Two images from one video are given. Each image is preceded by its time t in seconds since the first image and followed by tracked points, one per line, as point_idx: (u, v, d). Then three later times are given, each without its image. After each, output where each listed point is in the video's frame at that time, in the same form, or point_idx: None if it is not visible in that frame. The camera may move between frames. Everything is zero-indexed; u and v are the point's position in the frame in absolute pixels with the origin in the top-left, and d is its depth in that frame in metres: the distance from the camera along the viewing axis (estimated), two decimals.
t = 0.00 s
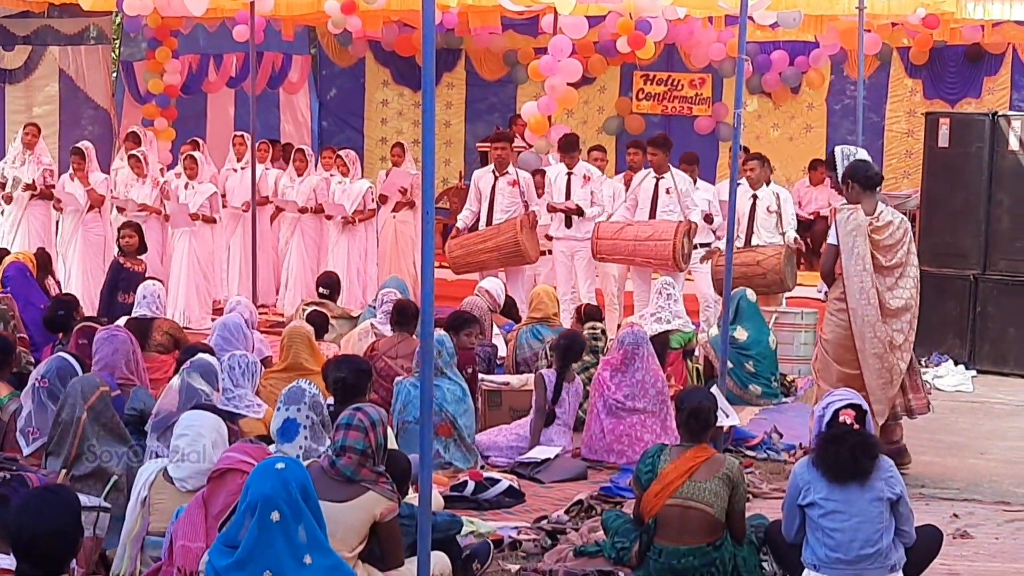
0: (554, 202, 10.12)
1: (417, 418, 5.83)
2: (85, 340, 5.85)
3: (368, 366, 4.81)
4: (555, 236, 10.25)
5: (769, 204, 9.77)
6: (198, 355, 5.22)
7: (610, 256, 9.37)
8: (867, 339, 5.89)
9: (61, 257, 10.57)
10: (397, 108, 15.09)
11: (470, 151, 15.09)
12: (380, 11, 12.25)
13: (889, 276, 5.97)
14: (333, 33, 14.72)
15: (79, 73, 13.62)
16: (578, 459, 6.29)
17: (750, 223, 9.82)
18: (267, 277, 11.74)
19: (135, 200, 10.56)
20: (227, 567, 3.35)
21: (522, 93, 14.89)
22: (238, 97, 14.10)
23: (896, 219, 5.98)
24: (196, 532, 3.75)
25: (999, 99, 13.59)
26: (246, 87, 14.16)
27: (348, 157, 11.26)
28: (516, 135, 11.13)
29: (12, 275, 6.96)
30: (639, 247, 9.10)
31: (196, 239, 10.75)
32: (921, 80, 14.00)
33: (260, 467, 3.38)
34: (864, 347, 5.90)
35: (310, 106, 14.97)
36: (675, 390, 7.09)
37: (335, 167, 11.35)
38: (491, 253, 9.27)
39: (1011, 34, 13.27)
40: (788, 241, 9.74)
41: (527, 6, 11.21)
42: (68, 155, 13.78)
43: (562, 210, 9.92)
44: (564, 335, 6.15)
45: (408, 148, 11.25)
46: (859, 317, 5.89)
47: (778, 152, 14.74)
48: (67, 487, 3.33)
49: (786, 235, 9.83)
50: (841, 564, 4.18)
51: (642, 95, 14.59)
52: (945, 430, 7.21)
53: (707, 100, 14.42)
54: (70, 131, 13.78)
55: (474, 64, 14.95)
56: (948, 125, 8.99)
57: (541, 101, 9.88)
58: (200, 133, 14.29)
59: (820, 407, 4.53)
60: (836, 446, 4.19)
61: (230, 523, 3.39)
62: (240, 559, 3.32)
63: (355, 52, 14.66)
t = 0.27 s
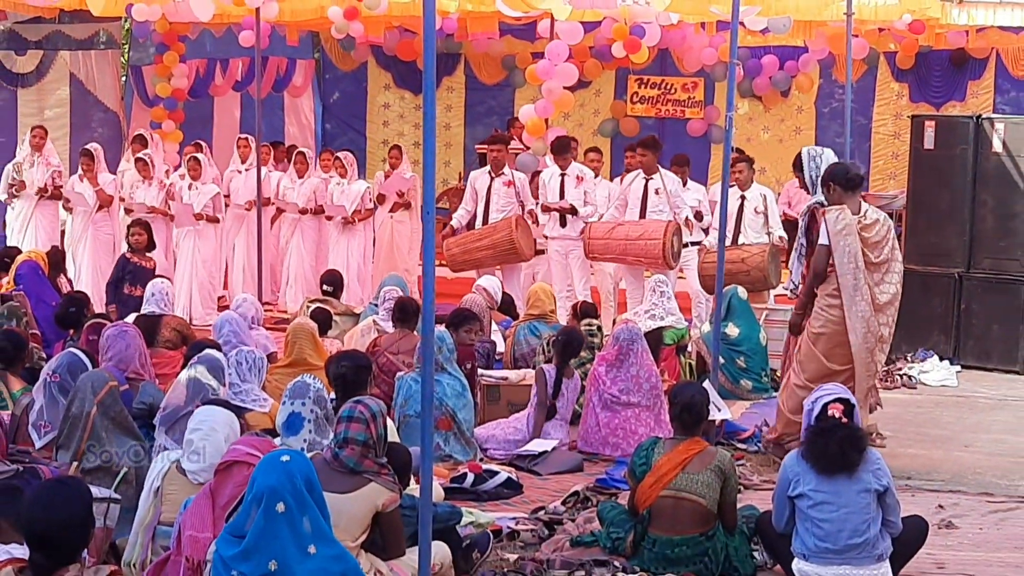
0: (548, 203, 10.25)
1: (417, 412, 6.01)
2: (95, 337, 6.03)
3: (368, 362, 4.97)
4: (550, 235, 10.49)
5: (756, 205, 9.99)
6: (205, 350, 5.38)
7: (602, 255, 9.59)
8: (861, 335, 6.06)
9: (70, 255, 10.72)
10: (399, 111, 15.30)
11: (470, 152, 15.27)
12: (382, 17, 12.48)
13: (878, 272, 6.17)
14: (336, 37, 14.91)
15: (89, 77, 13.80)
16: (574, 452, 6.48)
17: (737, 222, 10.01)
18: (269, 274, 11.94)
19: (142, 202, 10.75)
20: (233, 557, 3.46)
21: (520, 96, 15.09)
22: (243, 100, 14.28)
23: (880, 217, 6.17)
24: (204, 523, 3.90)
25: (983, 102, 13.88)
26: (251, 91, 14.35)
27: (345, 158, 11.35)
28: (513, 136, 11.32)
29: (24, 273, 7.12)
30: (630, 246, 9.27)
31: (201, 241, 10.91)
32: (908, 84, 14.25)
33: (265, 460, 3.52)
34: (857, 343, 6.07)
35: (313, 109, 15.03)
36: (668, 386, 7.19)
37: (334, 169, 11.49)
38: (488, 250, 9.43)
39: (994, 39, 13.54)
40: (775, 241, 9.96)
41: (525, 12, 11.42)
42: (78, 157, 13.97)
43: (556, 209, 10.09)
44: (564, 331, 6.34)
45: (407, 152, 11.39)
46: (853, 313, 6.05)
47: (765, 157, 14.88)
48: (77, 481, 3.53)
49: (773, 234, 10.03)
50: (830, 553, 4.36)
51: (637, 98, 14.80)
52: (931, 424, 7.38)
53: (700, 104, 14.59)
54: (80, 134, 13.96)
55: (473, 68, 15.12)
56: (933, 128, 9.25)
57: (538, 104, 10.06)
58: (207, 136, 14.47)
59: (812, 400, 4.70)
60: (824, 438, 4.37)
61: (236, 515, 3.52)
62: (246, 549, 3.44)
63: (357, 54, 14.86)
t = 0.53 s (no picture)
0: (546, 202, 10.44)
1: (419, 405, 6.21)
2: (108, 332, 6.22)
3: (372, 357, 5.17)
4: (548, 235, 10.69)
5: (746, 204, 10.22)
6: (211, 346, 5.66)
7: (599, 254, 9.77)
8: (843, 333, 6.27)
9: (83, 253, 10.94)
10: (400, 113, 15.50)
11: (470, 154, 15.47)
12: (383, 23, 12.72)
13: (861, 272, 6.35)
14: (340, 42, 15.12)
15: (101, 81, 14.02)
16: (570, 444, 6.67)
17: (728, 221, 10.25)
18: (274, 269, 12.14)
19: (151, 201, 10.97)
20: (242, 544, 3.55)
21: (518, 100, 15.25)
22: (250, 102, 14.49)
23: (864, 218, 6.34)
24: (212, 512, 4.03)
25: (965, 105, 14.10)
26: (258, 94, 14.60)
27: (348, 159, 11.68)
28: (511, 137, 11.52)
29: (38, 271, 7.32)
30: (625, 245, 9.46)
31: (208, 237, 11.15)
32: (893, 88, 14.46)
33: (273, 451, 3.59)
34: (839, 341, 6.29)
35: (318, 113, 15.22)
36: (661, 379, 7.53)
37: (336, 169, 11.82)
38: (487, 249, 9.63)
39: (977, 45, 13.57)
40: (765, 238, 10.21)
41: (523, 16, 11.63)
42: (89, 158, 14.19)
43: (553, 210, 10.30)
44: (560, 327, 6.59)
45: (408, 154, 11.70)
46: (835, 313, 6.27)
47: (753, 159, 15.08)
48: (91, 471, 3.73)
49: (762, 232, 10.29)
50: (818, 541, 4.58)
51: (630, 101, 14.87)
52: (916, 417, 7.59)
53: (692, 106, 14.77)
54: (92, 135, 14.18)
55: (472, 72, 15.30)
56: (918, 130, 9.43)
57: (536, 106, 10.27)
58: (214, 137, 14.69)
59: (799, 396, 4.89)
60: (811, 432, 4.57)
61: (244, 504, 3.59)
62: (253, 538, 3.52)
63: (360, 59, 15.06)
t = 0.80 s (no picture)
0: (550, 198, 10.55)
1: (418, 403, 6.22)
2: (106, 329, 6.22)
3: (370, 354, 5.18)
4: (552, 232, 10.71)
5: (748, 202, 10.28)
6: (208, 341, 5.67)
7: (602, 252, 9.72)
8: (846, 332, 6.30)
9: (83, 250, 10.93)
10: (399, 110, 15.51)
11: (469, 151, 15.47)
12: (382, 20, 12.75)
13: (862, 270, 6.36)
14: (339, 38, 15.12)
15: (100, 78, 14.02)
16: (569, 441, 6.67)
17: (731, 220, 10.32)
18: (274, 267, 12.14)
19: (153, 199, 10.99)
20: (240, 541, 3.50)
21: (516, 96, 15.26)
22: (249, 99, 14.52)
23: (863, 216, 6.34)
24: (212, 509, 4.00)
25: (965, 103, 14.08)
26: (256, 91, 14.57)
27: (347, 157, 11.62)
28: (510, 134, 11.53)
29: (37, 268, 7.32)
30: (629, 241, 9.46)
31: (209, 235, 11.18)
32: (893, 85, 14.47)
33: (271, 448, 3.55)
34: (842, 340, 6.31)
35: (315, 109, 15.06)
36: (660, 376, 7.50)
37: (336, 167, 11.76)
38: (488, 247, 9.63)
39: (976, 42, 13.59)
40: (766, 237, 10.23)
41: (521, 15, 11.66)
42: (89, 156, 14.19)
43: (558, 206, 10.37)
44: (558, 324, 6.61)
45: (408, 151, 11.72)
46: (837, 313, 6.28)
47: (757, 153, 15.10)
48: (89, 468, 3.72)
49: (765, 231, 10.35)
50: (818, 539, 4.59)
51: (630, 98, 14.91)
52: (915, 414, 7.59)
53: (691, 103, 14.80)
54: (92, 132, 14.17)
55: (471, 69, 15.29)
56: (917, 127, 9.43)
57: (534, 104, 10.26)
58: (213, 134, 14.70)
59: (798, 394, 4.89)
60: (812, 429, 4.57)
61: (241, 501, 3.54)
62: (253, 535, 3.47)
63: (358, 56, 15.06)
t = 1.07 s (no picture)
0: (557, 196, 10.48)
1: (417, 400, 6.22)
2: (105, 327, 6.22)
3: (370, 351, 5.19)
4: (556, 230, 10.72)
5: (756, 200, 10.30)
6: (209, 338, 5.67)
7: (610, 250, 9.72)
8: (846, 330, 6.30)
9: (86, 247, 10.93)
10: (399, 108, 15.56)
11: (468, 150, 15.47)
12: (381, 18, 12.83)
13: (862, 269, 6.37)
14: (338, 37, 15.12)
15: (99, 75, 14.04)
16: (568, 440, 6.67)
17: (738, 218, 10.35)
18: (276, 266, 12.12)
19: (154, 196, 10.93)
20: (240, 539, 3.50)
21: (515, 94, 15.26)
22: (248, 97, 14.54)
23: (863, 215, 6.36)
24: (212, 507, 4.00)
25: (965, 101, 14.07)
26: (256, 89, 14.58)
27: (350, 154, 11.67)
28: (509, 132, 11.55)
29: (36, 265, 7.32)
30: (638, 238, 9.46)
31: (212, 233, 11.17)
32: (892, 83, 14.49)
33: (271, 445, 3.55)
34: (842, 338, 6.32)
35: (315, 108, 15.08)
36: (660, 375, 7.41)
37: (338, 164, 11.77)
38: (493, 245, 9.63)
39: (976, 40, 13.60)
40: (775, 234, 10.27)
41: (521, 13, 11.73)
42: (88, 154, 14.19)
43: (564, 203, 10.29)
44: (555, 322, 6.61)
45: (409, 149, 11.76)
46: (837, 310, 6.28)
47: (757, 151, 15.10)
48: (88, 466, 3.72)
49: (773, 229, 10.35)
50: (817, 537, 4.59)
51: (629, 97, 14.91)
52: (914, 412, 7.60)
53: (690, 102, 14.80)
54: (91, 130, 14.16)
55: (470, 67, 15.28)
56: (916, 125, 9.49)
57: (534, 102, 10.27)
58: (213, 132, 14.73)
59: (797, 392, 4.89)
60: (811, 427, 4.57)
61: (242, 499, 3.54)
62: (252, 532, 3.46)
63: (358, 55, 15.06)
